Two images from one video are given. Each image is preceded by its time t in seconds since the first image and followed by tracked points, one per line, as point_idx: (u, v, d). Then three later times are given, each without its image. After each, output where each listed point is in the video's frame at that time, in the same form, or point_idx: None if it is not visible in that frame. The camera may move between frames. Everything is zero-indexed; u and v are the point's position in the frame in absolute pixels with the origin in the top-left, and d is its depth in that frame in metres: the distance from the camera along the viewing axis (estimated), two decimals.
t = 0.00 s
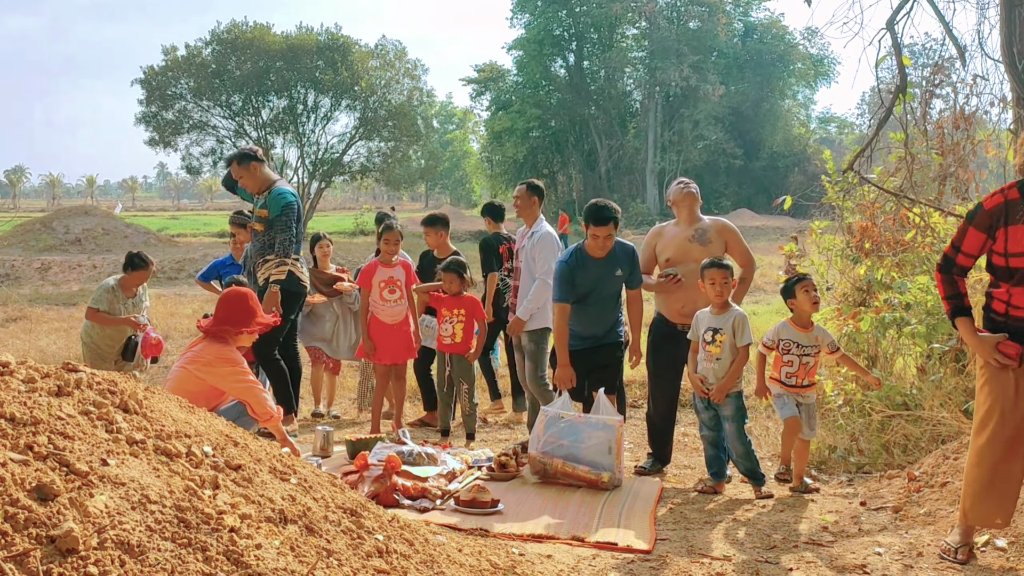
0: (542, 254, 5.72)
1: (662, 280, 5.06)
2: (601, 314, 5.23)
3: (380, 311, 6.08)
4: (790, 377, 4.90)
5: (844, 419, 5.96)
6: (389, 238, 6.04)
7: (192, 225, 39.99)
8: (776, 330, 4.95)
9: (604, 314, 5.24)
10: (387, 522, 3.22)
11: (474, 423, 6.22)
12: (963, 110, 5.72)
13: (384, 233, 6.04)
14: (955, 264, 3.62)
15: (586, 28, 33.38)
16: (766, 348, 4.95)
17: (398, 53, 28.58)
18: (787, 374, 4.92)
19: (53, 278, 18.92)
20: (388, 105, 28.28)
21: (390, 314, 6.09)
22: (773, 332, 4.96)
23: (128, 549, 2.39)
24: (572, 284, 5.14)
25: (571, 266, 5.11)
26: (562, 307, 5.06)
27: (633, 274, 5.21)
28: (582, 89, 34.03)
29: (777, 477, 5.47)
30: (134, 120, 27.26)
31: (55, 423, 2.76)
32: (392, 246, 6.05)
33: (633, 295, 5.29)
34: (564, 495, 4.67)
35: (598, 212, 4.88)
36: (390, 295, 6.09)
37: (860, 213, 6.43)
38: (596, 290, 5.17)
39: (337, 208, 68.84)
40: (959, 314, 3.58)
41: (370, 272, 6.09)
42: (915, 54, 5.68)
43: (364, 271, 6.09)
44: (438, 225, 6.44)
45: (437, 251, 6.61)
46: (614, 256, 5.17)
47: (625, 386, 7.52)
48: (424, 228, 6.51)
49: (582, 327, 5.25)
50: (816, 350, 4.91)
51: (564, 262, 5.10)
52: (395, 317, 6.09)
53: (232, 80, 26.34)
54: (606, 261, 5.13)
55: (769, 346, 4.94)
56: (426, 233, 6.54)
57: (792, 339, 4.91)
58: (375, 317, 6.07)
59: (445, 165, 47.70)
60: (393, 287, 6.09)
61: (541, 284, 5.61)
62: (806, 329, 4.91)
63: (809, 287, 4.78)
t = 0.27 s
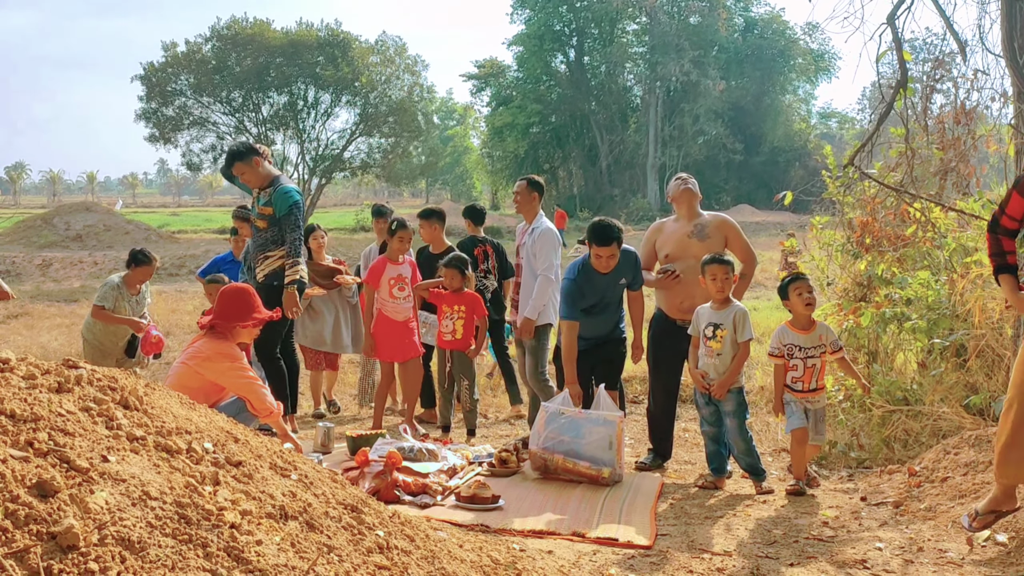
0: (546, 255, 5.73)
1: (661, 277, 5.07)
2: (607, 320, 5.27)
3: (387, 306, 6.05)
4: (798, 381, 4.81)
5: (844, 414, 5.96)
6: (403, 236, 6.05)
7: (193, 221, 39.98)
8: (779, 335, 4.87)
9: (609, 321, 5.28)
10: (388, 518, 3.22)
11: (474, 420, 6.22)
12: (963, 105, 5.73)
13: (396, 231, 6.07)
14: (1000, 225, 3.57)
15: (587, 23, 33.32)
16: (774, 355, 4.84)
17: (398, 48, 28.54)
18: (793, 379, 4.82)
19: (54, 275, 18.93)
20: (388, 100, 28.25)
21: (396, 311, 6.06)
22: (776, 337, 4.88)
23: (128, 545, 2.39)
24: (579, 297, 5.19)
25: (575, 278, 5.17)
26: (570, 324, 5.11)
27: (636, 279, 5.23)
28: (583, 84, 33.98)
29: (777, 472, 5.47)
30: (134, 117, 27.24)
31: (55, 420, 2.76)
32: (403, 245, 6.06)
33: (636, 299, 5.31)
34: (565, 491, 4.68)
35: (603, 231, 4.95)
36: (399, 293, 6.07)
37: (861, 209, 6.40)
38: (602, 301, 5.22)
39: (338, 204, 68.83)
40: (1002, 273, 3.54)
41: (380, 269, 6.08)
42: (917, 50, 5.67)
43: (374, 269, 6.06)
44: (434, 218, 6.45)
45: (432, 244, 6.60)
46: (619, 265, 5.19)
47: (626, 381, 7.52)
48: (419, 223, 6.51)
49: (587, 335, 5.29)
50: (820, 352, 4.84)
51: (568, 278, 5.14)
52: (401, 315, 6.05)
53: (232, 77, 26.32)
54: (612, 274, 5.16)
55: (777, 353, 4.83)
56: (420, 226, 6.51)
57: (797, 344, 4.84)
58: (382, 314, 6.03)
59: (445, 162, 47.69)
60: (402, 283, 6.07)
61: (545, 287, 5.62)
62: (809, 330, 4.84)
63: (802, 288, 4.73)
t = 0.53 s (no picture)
0: (548, 257, 5.72)
1: (659, 274, 5.07)
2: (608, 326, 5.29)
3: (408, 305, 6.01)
4: (801, 369, 4.72)
5: (844, 411, 5.97)
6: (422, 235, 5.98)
7: (193, 219, 39.94)
8: (782, 321, 4.76)
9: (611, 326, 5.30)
10: (388, 516, 3.22)
11: (475, 417, 6.22)
12: (963, 101, 5.70)
13: (414, 228, 5.96)
14: None
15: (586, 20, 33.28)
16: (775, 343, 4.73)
17: (398, 45, 28.53)
18: (795, 367, 4.75)
19: (54, 273, 18.92)
20: (388, 97, 28.22)
21: (417, 310, 6.04)
22: (779, 323, 4.76)
23: (128, 543, 2.39)
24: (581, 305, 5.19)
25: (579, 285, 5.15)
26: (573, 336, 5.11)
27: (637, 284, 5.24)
28: (582, 81, 33.92)
29: (777, 469, 5.47)
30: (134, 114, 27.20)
31: (55, 418, 2.76)
32: (423, 245, 6.00)
33: (636, 301, 5.32)
34: (565, 488, 4.68)
35: (605, 248, 4.84)
36: (420, 291, 6.04)
37: (861, 205, 6.42)
38: (603, 307, 5.21)
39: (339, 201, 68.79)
40: None
41: (400, 268, 6.01)
42: (917, 46, 5.66)
43: (393, 269, 6.02)
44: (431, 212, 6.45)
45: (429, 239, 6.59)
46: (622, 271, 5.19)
47: (626, 378, 7.52)
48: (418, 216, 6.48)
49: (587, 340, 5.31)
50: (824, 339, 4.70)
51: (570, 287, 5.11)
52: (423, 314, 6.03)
53: (232, 74, 26.29)
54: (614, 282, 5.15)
55: (777, 341, 4.73)
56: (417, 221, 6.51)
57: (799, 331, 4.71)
58: (401, 310, 6.01)
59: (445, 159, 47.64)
60: (421, 282, 6.05)
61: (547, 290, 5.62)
62: (813, 317, 4.69)
63: (801, 279, 4.58)
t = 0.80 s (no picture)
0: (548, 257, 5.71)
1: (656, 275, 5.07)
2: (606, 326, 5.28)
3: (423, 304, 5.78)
4: (810, 376, 4.75)
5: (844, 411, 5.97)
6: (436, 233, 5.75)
7: (191, 218, 39.94)
8: (795, 325, 4.83)
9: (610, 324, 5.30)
10: (386, 516, 3.22)
11: (473, 416, 6.22)
12: (962, 100, 5.69)
13: (429, 227, 5.75)
14: None
15: (585, 19, 33.30)
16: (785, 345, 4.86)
17: (397, 44, 28.53)
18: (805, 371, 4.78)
19: (52, 272, 18.92)
20: (386, 97, 28.22)
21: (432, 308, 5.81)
22: (793, 326, 4.85)
23: (126, 543, 2.39)
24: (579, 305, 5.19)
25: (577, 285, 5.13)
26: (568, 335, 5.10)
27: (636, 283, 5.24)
28: (581, 80, 33.91)
29: (775, 468, 5.48)
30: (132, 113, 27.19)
31: (53, 418, 2.76)
32: (435, 243, 5.78)
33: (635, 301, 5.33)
34: (564, 488, 4.68)
35: (604, 249, 4.82)
36: (434, 289, 5.84)
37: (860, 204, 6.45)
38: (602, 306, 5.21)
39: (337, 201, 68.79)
40: None
41: (415, 265, 5.76)
42: (914, 45, 5.61)
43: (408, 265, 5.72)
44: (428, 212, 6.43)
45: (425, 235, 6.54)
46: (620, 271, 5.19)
47: (624, 378, 7.53)
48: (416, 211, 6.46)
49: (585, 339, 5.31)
50: (835, 348, 4.68)
51: (569, 287, 5.11)
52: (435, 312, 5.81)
53: (230, 73, 26.27)
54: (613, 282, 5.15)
55: (789, 343, 4.84)
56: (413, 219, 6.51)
57: (811, 337, 4.75)
58: (418, 309, 5.76)
59: (444, 159, 47.68)
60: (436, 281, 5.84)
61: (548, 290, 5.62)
62: (824, 324, 4.72)
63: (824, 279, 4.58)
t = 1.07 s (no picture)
0: (546, 258, 5.74)
1: (652, 277, 5.09)
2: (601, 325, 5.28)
3: (432, 306, 5.65)
4: (820, 372, 4.31)
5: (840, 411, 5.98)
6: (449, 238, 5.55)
7: (188, 219, 39.90)
8: (806, 317, 4.41)
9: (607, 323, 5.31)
10: (383, 516, 3.22)
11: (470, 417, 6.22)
12: (957, 102, 5.71)
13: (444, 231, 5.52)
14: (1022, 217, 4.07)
15: (582, 20, 33.27)
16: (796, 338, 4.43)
17: (394, 45, 28.52)
18: (815, 368, 4.34)
19: (48, 272, 18.88)
20: (383, 97, 28.21)
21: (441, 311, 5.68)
22: (804, 317, 4.43)
23: (122, 544, 2.39)
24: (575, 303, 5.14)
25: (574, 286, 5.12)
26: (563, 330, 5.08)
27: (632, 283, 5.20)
28: (578, 81, 33.91)
29: (772, 469, 5.49)
30: (128, 114, 27.15)
31: (49, 419, 2.75)
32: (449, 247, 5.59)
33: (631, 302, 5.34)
34: (560, 488, 4.68)
35: (599, 244, 4.82)
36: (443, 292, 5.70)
37: (856, 205, 6.49)
38: (597, 306, 5.22)
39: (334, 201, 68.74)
40: None
41: (427, 268, 5.59)
42: (910, 45, 5.64)
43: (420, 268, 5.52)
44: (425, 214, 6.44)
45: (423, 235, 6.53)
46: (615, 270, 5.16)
47: (621, 378, 7.53)
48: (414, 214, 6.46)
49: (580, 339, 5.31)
50: (850, 344, 4.27)
51: (564, 286, 5.07)
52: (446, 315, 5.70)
53: (227, 74, 26.23)
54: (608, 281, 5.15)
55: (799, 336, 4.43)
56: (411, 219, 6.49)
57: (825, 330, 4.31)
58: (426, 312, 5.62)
59: (441, 160, 47.71)
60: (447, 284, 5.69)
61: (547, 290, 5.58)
62: (838, 318, 4.30)
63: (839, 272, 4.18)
